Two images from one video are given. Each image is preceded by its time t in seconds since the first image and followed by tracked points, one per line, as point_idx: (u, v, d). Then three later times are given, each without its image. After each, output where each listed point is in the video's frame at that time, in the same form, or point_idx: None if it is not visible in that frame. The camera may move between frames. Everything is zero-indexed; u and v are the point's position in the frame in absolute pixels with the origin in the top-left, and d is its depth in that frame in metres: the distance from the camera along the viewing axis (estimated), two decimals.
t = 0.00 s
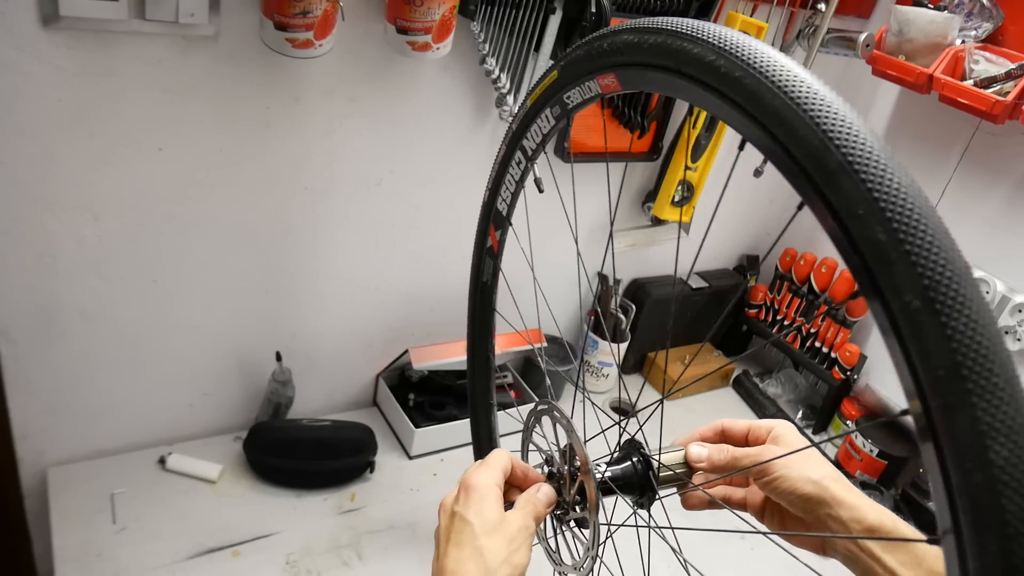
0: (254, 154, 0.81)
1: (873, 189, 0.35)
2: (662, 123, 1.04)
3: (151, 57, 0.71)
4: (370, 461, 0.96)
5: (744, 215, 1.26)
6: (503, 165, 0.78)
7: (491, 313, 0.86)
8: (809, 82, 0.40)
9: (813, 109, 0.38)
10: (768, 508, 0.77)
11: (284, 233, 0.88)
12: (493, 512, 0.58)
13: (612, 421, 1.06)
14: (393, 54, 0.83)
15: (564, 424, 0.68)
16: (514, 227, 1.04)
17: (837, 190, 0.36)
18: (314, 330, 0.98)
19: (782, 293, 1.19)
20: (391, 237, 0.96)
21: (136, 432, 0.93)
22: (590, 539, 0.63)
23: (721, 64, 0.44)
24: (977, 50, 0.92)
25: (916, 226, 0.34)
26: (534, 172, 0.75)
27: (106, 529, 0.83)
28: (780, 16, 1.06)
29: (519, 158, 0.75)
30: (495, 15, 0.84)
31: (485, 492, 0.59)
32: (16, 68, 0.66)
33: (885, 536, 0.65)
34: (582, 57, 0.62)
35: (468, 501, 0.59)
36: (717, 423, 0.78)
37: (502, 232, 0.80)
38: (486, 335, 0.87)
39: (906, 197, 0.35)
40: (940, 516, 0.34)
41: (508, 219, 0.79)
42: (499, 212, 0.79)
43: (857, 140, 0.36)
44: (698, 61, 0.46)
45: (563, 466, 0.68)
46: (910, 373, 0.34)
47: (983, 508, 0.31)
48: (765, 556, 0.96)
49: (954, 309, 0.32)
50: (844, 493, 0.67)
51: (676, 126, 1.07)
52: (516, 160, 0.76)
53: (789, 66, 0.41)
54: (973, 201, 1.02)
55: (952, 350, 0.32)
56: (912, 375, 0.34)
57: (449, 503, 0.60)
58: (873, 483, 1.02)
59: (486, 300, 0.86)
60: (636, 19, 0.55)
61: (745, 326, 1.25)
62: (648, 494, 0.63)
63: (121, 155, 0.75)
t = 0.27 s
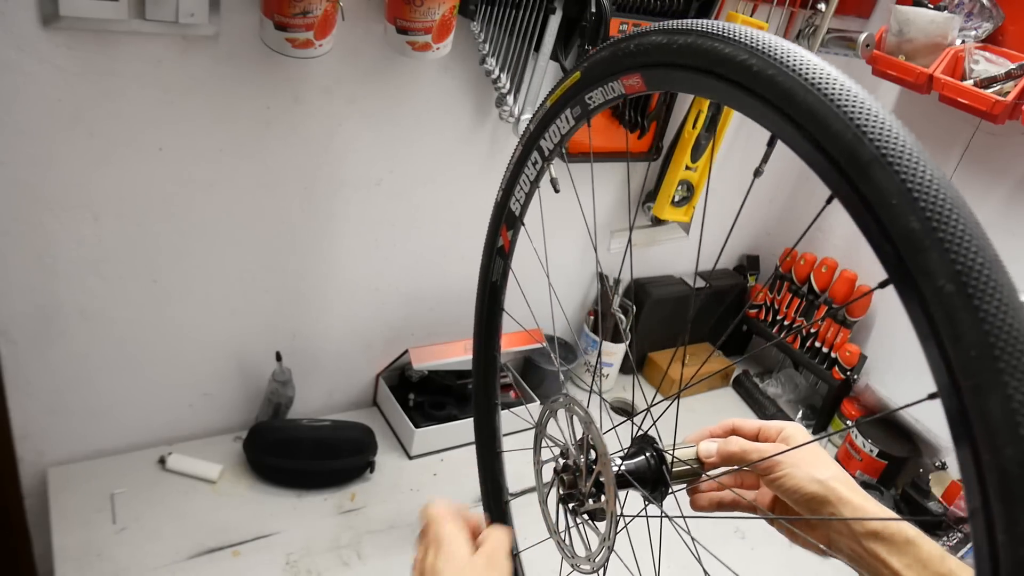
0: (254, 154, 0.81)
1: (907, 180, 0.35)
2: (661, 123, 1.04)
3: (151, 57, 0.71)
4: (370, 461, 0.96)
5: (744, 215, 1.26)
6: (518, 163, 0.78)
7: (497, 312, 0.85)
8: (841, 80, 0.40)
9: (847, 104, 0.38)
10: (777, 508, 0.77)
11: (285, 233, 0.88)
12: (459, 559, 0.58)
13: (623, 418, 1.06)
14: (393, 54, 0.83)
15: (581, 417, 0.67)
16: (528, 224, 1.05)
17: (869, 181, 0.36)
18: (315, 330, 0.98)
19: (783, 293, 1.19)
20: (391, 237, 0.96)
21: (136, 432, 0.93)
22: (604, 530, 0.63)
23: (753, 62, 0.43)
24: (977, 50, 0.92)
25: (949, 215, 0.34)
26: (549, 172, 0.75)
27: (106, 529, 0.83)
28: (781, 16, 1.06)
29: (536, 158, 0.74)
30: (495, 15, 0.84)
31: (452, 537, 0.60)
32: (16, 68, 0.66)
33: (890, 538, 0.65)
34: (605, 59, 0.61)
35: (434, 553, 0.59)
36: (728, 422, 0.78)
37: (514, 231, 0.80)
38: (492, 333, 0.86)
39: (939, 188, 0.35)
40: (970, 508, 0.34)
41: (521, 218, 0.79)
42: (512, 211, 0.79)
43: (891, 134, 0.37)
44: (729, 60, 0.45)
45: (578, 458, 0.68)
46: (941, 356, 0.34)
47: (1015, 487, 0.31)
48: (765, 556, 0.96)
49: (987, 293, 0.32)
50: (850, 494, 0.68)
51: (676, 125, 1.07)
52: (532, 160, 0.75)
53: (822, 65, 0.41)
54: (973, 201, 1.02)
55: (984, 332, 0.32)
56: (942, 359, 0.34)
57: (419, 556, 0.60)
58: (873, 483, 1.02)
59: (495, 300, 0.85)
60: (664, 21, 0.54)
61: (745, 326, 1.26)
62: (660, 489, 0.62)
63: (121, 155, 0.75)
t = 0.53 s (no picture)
0: (254, 154, 0.81)
1: (942, 177, 0.37)
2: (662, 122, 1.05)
3: (151, 57, 0.71)
4: (370, 461, 0.96)
5: (744, 215, 1.26)
6: (536, 165, 0.77)
7: (507, 313, 0.85)
8: (875, 82, 0.41)
9: (882, 106, 0.40)
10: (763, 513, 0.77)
11: (285, 233, 0.88)
12: None
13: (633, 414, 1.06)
14: (393, 54, 0.83)
15: (600, 410, 0.67)
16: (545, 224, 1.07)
17: (904, 178, 0.38)
18: (314, 330, 0.98)
19: (783, 293, 1.19)
20: (391, 237, 0.96)
21: (136, 431, 0.93)
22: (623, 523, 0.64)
23: (789, 65, 0.44)
24: (977, 50, 0.92)
25: (982, 210, 0.36)
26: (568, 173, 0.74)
27: (106, 529, 0.83)
28: (780, 16, 1.06)
29: (556, 159, 0.74)
30: (495, 15, 0.84)
31: None
32: (16, 68, 0.66)
33: (879, 542, 0.66)
34: (634, 62, 0.60)
35: None
36: (722, 412, 0.78)
37: (530, 232, 0.80)
38: (501, 332, 0.86)
39: (972, 185, 0.37)
40: (998, 481, 0.36)
41: (537, 219, 0.79)
42: (528, 212, 0.79)
43: (925, 134, 0.38)
44: (765, 63, 0.46)
45: (595, 451, 0.69)
46: (972, 343, 0.36)
47: None
48: (765, 556, 0.96)
49: (1019, 284, 0.35)
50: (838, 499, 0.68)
51: (676, 125, 1.08)
52: (552, 162, 0.75)
53: (856, 68, 0.42)
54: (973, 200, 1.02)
55: (1017, 320, 0.34)
56: (974, 345, 0.36)
57: None
58: (872, 483, 1.02)
59: (504, 300, 0.85)
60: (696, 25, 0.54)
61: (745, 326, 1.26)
62: (676, 484, 0.63)
63: (121, 155, 0.75)
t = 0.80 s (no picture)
0: (254, 154, 0.81)
1: (945, 174, 0.37)
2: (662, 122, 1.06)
3: (151, 57, 0.71)
4: (370, 461, 0.96)
5: (744, 215, 1.26)
6: (538, 165, 0.77)
7: (509, 312, 0.85)
8: (878, 80, 0.41)
9: (884, 104, 0.40)
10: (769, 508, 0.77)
11: (285, 233, 0.88)
12: None
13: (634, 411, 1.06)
14: (393, 54, 0.83)
15: (602, 409, 0.67)
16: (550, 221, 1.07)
17: (906, 174, 0.38)
18: (315, 330, 0.98)
19: (783, 293, 1.19)
20: (392, 237, 0.96)
21: (136, 431, 0.93)
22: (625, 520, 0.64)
23: (792, 64, 0.44)
24: (977, 50, 0.92)
25: (985, 206, 0.36)
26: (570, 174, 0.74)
27: (106, 529, 0.83)
28: (780, 16, 1.06)
29: (559, 159, 0.74)
30: (495, 15, 0.84)
31: None
32: (16, 68, 0.66)
33: (888, 532, 0.66)
34: (637, 62, 0.60)
35: None
36: (723, 414, 0.78)
37: (531, 232, 0.80)
38: (503, 333, 0.86)
39: (975, 181, 0.37)
40: (1000, 476, 0.37)
41: (539, 219, 0.79)
42: (530, 213, 0.79)
43: (928, 131, 0.38)
44: (768, 63, 0.46)
45: (598, 450, 0.68)
46: (975, 337, 0.36)
47: None
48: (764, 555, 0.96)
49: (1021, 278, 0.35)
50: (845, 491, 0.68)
51: (676, 125, 1.08)
52: (554, 161, 0.75)
53: (858, 66, 0.42)
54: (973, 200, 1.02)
55: (1021, 315, 0.35)
56: (976, 340, 0.36)
57: None
58: (872, 483, 1.02)
59: (507, 299, 0.85)
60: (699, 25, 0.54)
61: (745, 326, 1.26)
62: (678, 481, 0.64)
63: (121, 155, 0.75)
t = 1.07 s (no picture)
0: (254, 154, 0.81)
1: (1001, 199, 0.35)
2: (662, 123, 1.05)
3: (151, 57, 0.71)
4: (370, 461, 0.96)
5: (744, 215, 1.26)
6: (558, 163, 0.76)
7: (519, 313, 0.85)
8: (930, 98, 0.39)
9: (937, 124, 0.38)
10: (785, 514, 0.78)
11: (285, 232, 0.88)
12: None
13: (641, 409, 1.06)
14: (393, 54, 0.83)
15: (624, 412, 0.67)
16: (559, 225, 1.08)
17: (959, 197, 0.37)
18: (314, 330, 0.98)
19: (783, 293, 1.19)
20: (392, 237, 0.96)
21: (136, 431, 0.93)
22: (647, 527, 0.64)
23: (838, 77, 0.42)
24: (977, 50, 0.92)
25: None
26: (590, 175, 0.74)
27: (106, 529, 0.83)
28: (780, 16, 1.06)
29: (580, 159, 0.73)
30: (495, 15, 0.84)
31: None
32: (16, 68, 0.66)
33: (906, 539, 0.67)
34: (666, 66, 0.58)
35: None
36: (738, 422, 0.78)
37: (547, 231, 0.79)
38: (512, 330, 0.86)
39: None
40: None
41: (555, 218, 0.78)
42: (546, 211, 0.79)
43: (983, 154, 0.37)
44: (810, 75, 0.44)
45: (619, 453, 0.68)
46: None
47: None
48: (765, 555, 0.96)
49: None
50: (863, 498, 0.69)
51: (677, 125, 1.08)
52: (574, 162, 0.74)
53: (908, 83, 0.40)
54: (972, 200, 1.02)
55: None
56: None
57: None
58: (872, 483, 1.03)
59: (517, 299, 0.85)
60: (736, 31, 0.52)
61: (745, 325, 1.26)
62: (695, 488, 0.63)
63: (121, 155, 0.75)
